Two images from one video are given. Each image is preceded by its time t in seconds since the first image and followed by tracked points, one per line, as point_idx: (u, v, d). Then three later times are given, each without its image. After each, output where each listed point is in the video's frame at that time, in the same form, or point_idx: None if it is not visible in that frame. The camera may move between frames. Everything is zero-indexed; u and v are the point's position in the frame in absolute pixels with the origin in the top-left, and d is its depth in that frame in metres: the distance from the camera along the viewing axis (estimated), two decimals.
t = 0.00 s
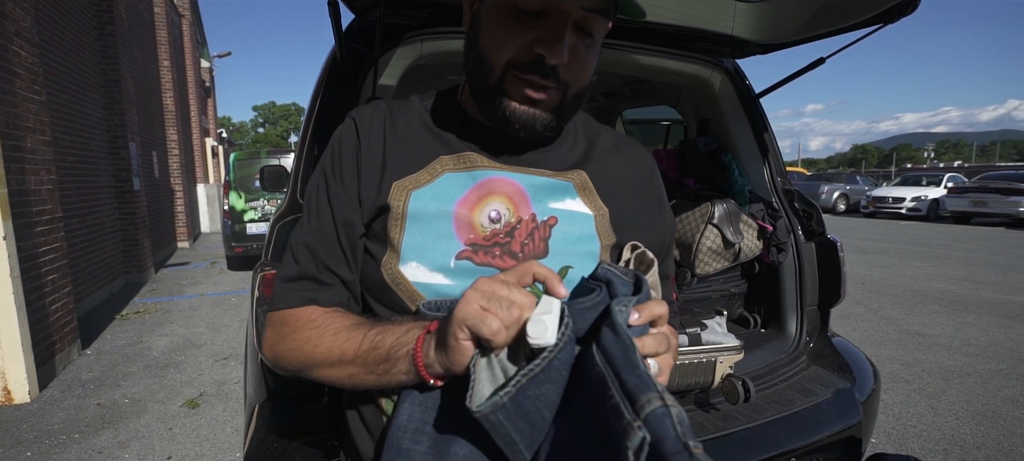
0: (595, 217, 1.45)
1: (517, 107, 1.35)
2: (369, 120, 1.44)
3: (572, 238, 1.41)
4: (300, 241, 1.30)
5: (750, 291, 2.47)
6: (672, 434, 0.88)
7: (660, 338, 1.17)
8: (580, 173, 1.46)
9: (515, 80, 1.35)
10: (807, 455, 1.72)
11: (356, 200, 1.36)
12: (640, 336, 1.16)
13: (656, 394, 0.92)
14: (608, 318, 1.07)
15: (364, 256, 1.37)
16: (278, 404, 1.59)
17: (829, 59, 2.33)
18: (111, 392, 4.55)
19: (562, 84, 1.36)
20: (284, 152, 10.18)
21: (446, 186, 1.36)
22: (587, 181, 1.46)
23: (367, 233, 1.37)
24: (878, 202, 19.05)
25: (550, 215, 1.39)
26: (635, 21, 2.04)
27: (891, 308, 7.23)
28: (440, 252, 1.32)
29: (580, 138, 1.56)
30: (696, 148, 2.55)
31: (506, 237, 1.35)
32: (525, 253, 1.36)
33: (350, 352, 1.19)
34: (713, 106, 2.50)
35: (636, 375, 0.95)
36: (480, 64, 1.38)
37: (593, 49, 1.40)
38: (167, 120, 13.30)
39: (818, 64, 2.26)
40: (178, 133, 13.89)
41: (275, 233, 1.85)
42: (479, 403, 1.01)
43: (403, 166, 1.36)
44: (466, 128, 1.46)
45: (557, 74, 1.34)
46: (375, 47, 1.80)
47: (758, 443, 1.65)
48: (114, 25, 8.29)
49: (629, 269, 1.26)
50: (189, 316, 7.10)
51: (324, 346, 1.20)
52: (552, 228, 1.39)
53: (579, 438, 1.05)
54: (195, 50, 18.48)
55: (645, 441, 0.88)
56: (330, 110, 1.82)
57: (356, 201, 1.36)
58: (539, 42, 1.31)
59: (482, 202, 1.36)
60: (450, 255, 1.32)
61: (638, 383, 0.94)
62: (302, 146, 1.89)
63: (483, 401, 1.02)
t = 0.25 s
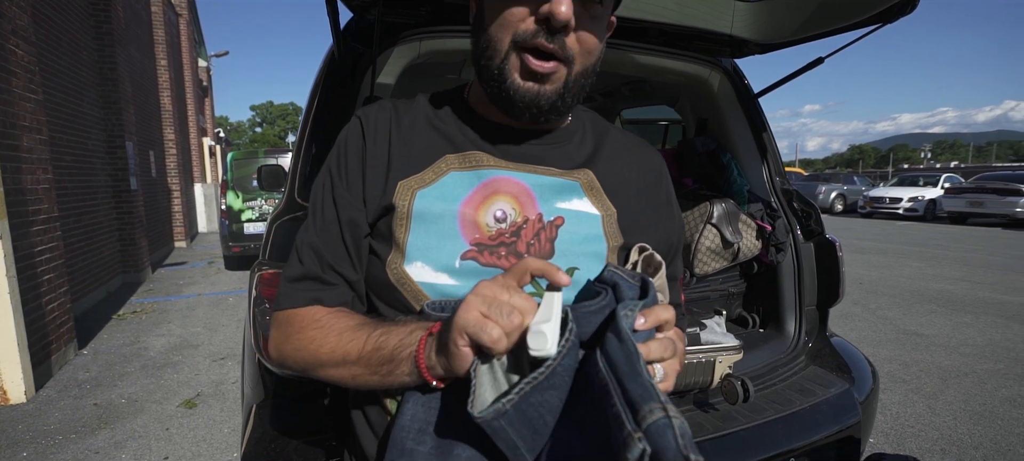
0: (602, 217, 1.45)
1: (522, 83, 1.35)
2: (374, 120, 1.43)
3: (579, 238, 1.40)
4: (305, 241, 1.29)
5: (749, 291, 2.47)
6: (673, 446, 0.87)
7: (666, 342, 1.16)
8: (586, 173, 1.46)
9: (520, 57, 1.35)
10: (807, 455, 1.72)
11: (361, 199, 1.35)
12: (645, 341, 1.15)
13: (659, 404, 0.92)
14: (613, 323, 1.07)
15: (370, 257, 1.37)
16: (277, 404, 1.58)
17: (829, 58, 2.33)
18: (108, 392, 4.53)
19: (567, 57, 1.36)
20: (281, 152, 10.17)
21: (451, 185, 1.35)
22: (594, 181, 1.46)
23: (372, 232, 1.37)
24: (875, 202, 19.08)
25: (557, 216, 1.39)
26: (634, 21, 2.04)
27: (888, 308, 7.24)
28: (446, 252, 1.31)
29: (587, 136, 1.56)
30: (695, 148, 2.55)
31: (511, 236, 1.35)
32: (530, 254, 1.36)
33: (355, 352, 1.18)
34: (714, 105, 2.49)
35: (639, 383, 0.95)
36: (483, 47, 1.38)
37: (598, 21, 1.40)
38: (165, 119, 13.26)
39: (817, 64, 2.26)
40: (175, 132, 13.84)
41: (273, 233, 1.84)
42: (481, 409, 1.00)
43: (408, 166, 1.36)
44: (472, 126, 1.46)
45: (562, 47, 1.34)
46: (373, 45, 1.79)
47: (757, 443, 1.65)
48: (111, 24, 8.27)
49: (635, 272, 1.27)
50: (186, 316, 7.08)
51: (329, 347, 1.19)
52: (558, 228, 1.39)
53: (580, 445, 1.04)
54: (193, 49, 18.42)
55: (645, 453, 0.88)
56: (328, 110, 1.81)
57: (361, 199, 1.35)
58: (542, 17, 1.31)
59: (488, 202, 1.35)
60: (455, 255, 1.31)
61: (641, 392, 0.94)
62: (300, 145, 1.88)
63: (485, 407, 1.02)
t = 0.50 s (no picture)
0: (604, 217, 1.44)
1: (526, 78, 1.35)
2: (376, 121, 1.43)
3: (581, 238, 1.40)
4: (307, 242, 1.29)
5: (747, 291, 2.47)
6: (682, 439, 0.88)
7: (671, 339, 1.15)
8: (588, 173, 1.46)
9: (524, 53, 1.35)
10: (805, 455, 1.72)
11: (364, 199, 1.35)
12: (650, 337, 1.15)
13: (667, 398, 0.92)
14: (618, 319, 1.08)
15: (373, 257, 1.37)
16: (275, 404, 1.58)
17: (827, 59, 2.33)
18: (106, 393, 4.52)
19: (572, 54, 1.36)
20: (279, 151, 10.16)
21: (454, 185, 1.35)
22: (597, 180, 1.46)
23: (374, 233, 1.36)
24: (873, 202, 19.11)
25: (560, 215, 1.39)
26: (633, 21, 2.04)
27: (886, 307, 7.26)
28: (449, 251, 1.31)
29: (588, 137, 1.56)
30: (693, 148, 2.55)
31: (515, 236, 1.34)
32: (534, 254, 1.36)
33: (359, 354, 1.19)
34: (714, 106, 2.49)
35: (647, 378, 0.95)
36: (486, 42, 1.38)
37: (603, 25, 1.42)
38: (163, 119, 13.24)
39: (815, 64, 2.26)
40: (173, 132, 13.82)
41: (271, 233, 1.84)
42: (489, 408, 1.01)
43: (411, 166, 1.35)
44: (475, 126, 1.46)
45: (567, 43, 1.35)
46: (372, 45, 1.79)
47: (756, 444, 1.65)
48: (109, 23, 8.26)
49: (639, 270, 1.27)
50: (184, 316, 7.07)
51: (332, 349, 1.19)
52: (561, 228, 1.39)
53: (586, 441, 1.05)
54: (191, 49, 18.39)
55: (655, 445, 0.88)
56: (326, 109, 1.81)
57: (363, 200, 1.34)
58: (548, 14, 1.32)
59: (492, 202, 1.35)
60: (459, 255, 1.31)
61: (649, 386, 0.94)
62: (297, 145, 1.88)
63: (492, 407, 1.02)
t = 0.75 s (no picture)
0: (602, 216, 1.45)
1: (524, 77, 1.35)
2: (372, 125, 1.43)
3: (579, 237, 1.40)
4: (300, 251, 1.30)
5: (745, 291, 2.47)
6: (682, 437, 0.88)
7: (670, 336, 1.15)
8: (586, 173, 1.46)
9: (522, 53, 1.36)
10: (804, 454, 1.72)
11: (360, 203, 1.34)
12: (650, 335, 1.15)
13: (667, 396, 0.92)
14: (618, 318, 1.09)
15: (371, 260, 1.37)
16: (274, 404, 1.58)
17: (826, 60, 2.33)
18: (104, 393, 4.52)
19: (569, 55, 1.37)
20: (278, 151, 10.16)
21: (453, 187, 1.35)
22: (593, 180, 1.46)
23: (370, 235, 1.37)
24: (871, 202, 19.15)
25: (558, 216, 1.39)
26: (631, 21, 2.04)
27: (884, 307, 7.27)
28: (449, 252, 1.31)
29: (585, 137, 1.56)
30: (693, 148, 2.55)
31: (514, 237, 1.34)
32: (532, 254, 1.35)
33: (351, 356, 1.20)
34: (713, 107, 2.49)
35: (647, 377, 0.95)
36: (485, 43, 1.39)
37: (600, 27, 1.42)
38: (161, 119, 13.23)
39: (813, 64, 2.26)
40: (172, 132, 13.81)
41: (269, 234, 1.84)
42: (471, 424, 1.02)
43: (408, 169, 1.35)
44: (472, 127, 1.46)
45: (564, 44, 1.35)
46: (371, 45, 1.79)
47: (754, 444, 1.65)
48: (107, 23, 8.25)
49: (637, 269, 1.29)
50: (182, 316, 7.07)
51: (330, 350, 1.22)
52: (560, 228, 1.39)
53: (588, 440, 1.06)
54: (189, 49, 18.38)
55: (656, 444, 0.88)
56: (326, 110, 1.81)
57: (359, 203, 1.34)
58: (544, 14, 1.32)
59: (489, 204, 1.35)
60: (459, 256, 1.31)
61: (649, 386, 0.94)
62: (296, 146, 1.88)
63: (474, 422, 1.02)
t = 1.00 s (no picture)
0: (595, 214, 1.45)
1: (520, 75, 1.36)
2: (363, 130, 1.42)
3: (572, 236, 1.40)
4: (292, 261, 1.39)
5: (744, 291, 2.48)
6: None
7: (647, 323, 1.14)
8: (579, 172, 1.46)
9: (516, 50, 1.36)
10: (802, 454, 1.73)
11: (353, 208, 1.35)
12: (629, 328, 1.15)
13: (616, 421, 1.01)
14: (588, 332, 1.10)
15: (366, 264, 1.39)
16: (274, 404, 1.58)
17: (825, 60, 2.34)
18: (103, 392, 4.52)
19: (562, 51, 1.38)
20: (277, 151, 10.16)
21: (446, 191, 1.36)
22: (584, 178, 1.46)
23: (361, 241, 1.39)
24: (869, 203, 19.17)
25: (550, 215, 1.39)
26: (630, 22, 2.04)
27: (883, 307, 7.28)
28: (441, 254, 1.32)
29: (579, 135, 1.57)
30: (692, 148, 2.55)
31: (505, 238, 1.35)
32: (524, 254, 1.35)
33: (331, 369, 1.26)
34: (712, 107, 2.49)
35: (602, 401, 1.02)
36: (477, 44, 1.39)
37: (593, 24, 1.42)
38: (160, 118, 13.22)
39: (812, 65, 2.27)
40: (171, 132, 13.79)
41: (270, 234, 1.84)
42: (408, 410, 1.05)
43: (401, 175, 1.36)
44: (466, 129, 1.48)
45: (557, 41, 1.36)
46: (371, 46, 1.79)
47: (752, 443, 1.65)
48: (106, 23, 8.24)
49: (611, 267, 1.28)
50: (181, 316, 7.06)
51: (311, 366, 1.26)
52: (552, 227, 1.39)
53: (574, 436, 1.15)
54: (188, 49, 18.36)
55: None
56: (326, 110, 1.81)
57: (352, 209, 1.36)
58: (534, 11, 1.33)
59: (480, 206, 1.36)
60: (451, 257, 1.32)
61: (603, 410, 1.02)
62: (296, 147, 1.88)
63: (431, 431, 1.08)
